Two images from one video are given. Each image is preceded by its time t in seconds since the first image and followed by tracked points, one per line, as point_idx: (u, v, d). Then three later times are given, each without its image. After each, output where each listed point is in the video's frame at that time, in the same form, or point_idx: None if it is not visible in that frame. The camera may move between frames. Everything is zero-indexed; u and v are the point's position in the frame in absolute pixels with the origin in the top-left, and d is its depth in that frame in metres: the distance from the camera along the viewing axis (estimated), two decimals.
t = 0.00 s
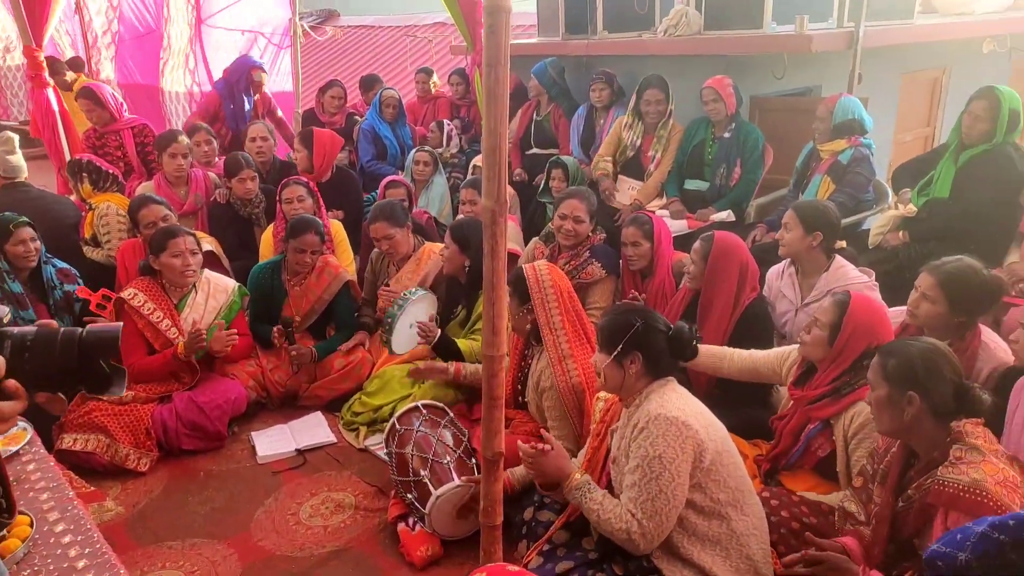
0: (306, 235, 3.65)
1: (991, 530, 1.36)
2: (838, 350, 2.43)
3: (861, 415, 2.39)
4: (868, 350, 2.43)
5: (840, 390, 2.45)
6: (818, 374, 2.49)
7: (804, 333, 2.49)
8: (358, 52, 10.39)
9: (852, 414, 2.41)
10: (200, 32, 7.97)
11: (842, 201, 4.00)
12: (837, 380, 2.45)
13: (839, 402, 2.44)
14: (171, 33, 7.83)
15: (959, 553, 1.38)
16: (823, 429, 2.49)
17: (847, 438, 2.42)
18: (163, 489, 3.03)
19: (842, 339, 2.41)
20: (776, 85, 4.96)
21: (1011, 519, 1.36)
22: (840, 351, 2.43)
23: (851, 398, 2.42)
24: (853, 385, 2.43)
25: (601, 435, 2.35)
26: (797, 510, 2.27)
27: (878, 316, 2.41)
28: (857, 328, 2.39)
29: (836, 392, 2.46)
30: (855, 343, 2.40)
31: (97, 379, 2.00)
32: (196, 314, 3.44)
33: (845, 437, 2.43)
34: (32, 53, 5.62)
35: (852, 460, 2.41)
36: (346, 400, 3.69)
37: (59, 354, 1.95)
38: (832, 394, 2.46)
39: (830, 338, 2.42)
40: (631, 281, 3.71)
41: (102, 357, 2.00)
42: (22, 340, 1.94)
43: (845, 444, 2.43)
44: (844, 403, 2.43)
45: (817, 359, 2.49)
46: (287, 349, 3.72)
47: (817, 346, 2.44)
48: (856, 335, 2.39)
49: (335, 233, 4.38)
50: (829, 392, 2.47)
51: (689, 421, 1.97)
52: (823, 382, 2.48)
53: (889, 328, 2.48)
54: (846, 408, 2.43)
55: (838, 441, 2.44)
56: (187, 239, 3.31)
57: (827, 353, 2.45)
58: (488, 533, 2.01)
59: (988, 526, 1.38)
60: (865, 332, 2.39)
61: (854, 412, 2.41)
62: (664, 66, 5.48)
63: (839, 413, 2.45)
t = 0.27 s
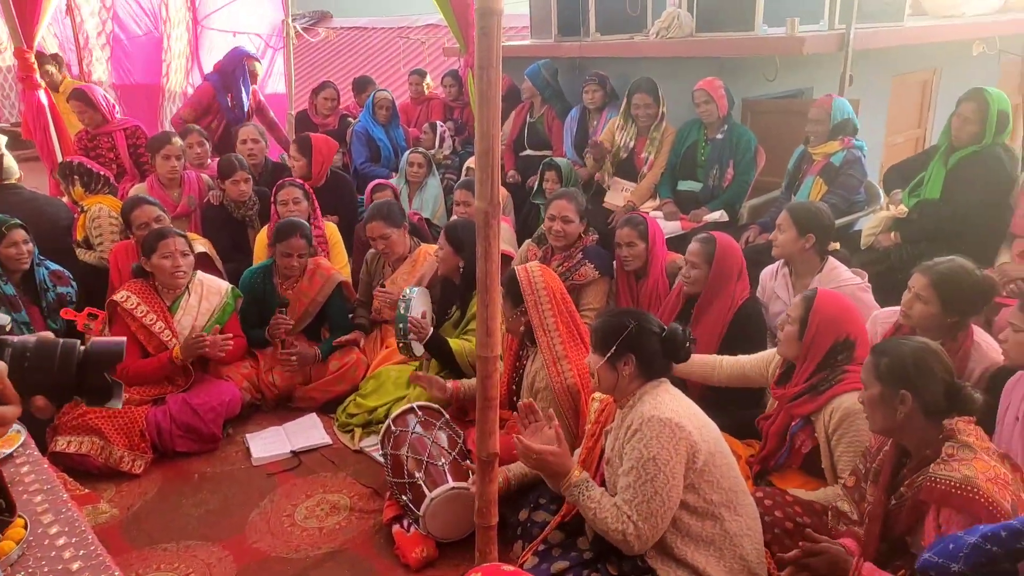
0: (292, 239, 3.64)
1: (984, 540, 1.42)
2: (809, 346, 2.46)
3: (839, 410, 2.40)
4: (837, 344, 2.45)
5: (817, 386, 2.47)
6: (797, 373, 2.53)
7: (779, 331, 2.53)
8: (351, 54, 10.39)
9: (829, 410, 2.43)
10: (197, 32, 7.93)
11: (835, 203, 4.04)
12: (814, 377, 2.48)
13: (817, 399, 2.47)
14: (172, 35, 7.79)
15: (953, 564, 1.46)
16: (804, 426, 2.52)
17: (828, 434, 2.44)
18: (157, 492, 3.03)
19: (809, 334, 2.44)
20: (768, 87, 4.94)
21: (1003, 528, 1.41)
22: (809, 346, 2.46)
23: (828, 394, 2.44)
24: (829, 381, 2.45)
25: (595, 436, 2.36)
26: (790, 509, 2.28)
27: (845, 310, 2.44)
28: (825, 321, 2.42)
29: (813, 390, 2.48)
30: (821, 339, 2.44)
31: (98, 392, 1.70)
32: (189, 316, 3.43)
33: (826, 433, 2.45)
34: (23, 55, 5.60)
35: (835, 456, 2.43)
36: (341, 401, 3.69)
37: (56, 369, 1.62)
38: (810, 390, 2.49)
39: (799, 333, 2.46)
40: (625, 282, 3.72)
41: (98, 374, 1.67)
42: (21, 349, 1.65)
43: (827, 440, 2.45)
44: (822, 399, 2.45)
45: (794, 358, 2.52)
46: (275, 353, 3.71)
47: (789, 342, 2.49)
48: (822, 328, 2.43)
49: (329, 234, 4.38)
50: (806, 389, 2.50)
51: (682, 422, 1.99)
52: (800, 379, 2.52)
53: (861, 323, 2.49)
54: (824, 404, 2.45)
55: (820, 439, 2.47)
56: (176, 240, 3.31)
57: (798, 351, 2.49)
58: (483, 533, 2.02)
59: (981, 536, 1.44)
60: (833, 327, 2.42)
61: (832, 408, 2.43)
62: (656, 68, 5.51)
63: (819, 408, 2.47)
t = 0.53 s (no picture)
0: (256, 246, 3.57)
1: (962, 548, 1.49)
2: (782, 347, 2.48)
3: (816, 407, 2.42)
4: (808, 341, 2.47)
5: (796, 385, 2.50)
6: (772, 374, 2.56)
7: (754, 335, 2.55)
8: (340, 54, 10.36)
9: (808, 407, 2.45)
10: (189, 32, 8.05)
11: (821, 202, 4.07)
12: (791, 376, 2.51)
13: (795, 397, 2.49)
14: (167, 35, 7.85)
15: (934, 574, 1.52)
16: (785, 423, 2.55)
17: (807, 430, 2.46)
18: (143, 495, 3.01)
19: (779, 334, 2.47)
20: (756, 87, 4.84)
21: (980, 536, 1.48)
22: (781, 345, 2.49)
23: (805, 391, 2.45)
24: (807, 379, 2.47)
25: (584, 435, 2.36)
26: (776, 507, 2.29)
27: (809, 306, 2.46)
28: (790, 317, 2.45)
29: (791, 388, 2.51)
30: (788, 338, 2.47)
31: (87, 357, 2.17)
32: (175, 318, 3.41)
33: (806, 430, 2.46)
34: (8, 54, 5.55)
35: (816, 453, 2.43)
36: (329, 403, 3.68)
37: (50, 339, 2.06)
38: (789, 388, 2.51)
39: (769, 335, 2.48)
40: (612, 282, 3.73)
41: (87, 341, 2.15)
42: (9, 327, 2.02)
43: (807, 437, 2.46)
44: (801, 396, 2.47)
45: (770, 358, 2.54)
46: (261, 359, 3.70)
47: (762, 344, 2.51)
48: (789, 327, 2.45)
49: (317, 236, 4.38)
50: (787, 387, 2.52)
51: (671, 420, 1.99)
52: (779, 377, 2.54)
53: (829, 315, 2.51)
54: (802, 401, 2.47)
55: (800, 436, 2.48)
56: (162, 241, 3.29)
57: (771, 351, 2.51)
58: (472, 534, 2.02)
59: (960, 544, 1.50)
60: (799, 323, 2.44)
61: (810, 405, 2.44)
62: (644, 68, 5.53)
63: (798, 405, 2.48)
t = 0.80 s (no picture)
0: (220, 254, 3.55)
1: None
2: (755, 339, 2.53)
3: (789, 401, 2.43)
4: (779, 332, 2.52)
5: (769, 378, 2.51)
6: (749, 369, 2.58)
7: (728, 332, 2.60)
8: (324, 51, 10.31)
9: (782, 400, 2.45)
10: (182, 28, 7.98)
11: (804, 198, 4.09)
12: (767, 370, 2.53)
13: (770, 391, 2.50)
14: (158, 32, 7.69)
15: None
16: (762, 417, 2.57)
17: (783, 423, 2.47)
18: (126, 495, 2.98)
19: (749, 326, 2.52)
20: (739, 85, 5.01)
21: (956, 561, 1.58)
22: (752, 339, 2.54)
23: (780, 385, 2.47)
24: (781, 372, 2.49)
25: (569, 431, 2.37)
26: (760, 501, 2.31)
27: (776, 297, 2.52)
28: (758, 308, 2.51)
29: (766, 383, 2.52)
30: (760, 329, 2.51)
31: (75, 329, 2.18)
32: (158, 317, 3.39)
33: (782, 424, 2.47)
34: None
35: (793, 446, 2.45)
36: (315, 401, 3.67)
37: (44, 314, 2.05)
38: (763, 382, 2.52)
39: (739, 330, 2.55)
40: (598, 279, 3.75)
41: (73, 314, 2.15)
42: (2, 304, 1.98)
43: (783, 431, 2.48)
44: (775, 391, 2.48)
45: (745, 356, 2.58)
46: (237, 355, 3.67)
47: (736, 340, 2.58)
48: (758, 318, 2.50)
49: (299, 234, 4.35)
50: (760, 382, 2.53)
51: (655, 417, 2.00)
52: (755, 373, 2.56)
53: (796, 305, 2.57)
54: (777, 395, 2.47)
55: (777, 430, 2.50)
56: (146, 240, 3.26)
57: (744, 347, 2.56)
58: (457, 530, 2.02)
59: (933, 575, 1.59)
60: (768, 313, 2.50)
61: (784, 399, 2.45)
62: (629, 65, 5.55)
63: (772, 399, 2.50)
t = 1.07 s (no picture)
0: (199, 253, 3.53)
1: None
2: (740, 337, 2.58)
3: (774, 395, 2.45)
4: (761, 330, 2.56)
5: (753, 375, 2.54)
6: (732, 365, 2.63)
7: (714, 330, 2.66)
8: (307, 49, 10.26)
9: (766, 396, 2.48)
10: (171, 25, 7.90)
11: (788, 194, 4.12)
12: (750, 368, 2.56)
13: (753, 389, 2.53)
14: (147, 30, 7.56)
15: None
16: (745, 413, 2.58)
17: (767, 418, 2.48)
18: (112, 496, 2.96)
19: (732, 324, 2.58)
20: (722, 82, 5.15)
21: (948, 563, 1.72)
22: (736, 337, 2.59)
23: (764, 380, 2.49)
24: (765, 368, 2.51)
25: (558, 427, 2.38)
26: (747, 495, 2.33)
27: (758, 295, 2.58)
28: (741, 304, 2.57)
29: (749, 380, 2.56)
30: (743, 324, 2.57)
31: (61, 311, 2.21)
32: (143, 317, 3.37)
33: (765, 419, 2.49)
34: None
35: (777, 441, 2.46)
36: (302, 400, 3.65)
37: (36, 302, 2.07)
38: (747, 379, 2.56)
39: (723, 327, 2.61)
40: (584, 276, 3.77)
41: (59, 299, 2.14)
42: None
43: (767, 426, 2.49)
44: (758, 387, 2.51)
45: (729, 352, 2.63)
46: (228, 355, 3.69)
47: (720, 337, 2.63)
48: (741, 316, 2.56)
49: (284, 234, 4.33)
50: (744, 379, 2.56)
51: (640, 411, 2.02)
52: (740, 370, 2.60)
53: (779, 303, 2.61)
54: (761, 391, 2.50)
55: (761, 425, 2.52)
56: (138, 240, 3.25)
57: (728, 344, 2.61)
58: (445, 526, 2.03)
59: None
60: (750, 311, 2.56)
61: (769, 394, 2.47)
62: (613, 64, 5.57)
63: (755, 394, 2.52)
